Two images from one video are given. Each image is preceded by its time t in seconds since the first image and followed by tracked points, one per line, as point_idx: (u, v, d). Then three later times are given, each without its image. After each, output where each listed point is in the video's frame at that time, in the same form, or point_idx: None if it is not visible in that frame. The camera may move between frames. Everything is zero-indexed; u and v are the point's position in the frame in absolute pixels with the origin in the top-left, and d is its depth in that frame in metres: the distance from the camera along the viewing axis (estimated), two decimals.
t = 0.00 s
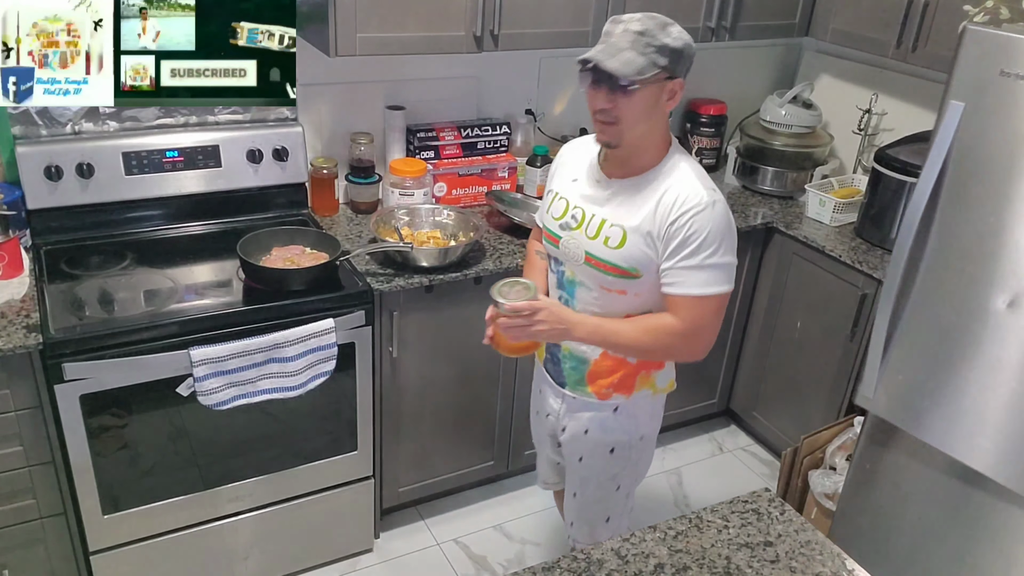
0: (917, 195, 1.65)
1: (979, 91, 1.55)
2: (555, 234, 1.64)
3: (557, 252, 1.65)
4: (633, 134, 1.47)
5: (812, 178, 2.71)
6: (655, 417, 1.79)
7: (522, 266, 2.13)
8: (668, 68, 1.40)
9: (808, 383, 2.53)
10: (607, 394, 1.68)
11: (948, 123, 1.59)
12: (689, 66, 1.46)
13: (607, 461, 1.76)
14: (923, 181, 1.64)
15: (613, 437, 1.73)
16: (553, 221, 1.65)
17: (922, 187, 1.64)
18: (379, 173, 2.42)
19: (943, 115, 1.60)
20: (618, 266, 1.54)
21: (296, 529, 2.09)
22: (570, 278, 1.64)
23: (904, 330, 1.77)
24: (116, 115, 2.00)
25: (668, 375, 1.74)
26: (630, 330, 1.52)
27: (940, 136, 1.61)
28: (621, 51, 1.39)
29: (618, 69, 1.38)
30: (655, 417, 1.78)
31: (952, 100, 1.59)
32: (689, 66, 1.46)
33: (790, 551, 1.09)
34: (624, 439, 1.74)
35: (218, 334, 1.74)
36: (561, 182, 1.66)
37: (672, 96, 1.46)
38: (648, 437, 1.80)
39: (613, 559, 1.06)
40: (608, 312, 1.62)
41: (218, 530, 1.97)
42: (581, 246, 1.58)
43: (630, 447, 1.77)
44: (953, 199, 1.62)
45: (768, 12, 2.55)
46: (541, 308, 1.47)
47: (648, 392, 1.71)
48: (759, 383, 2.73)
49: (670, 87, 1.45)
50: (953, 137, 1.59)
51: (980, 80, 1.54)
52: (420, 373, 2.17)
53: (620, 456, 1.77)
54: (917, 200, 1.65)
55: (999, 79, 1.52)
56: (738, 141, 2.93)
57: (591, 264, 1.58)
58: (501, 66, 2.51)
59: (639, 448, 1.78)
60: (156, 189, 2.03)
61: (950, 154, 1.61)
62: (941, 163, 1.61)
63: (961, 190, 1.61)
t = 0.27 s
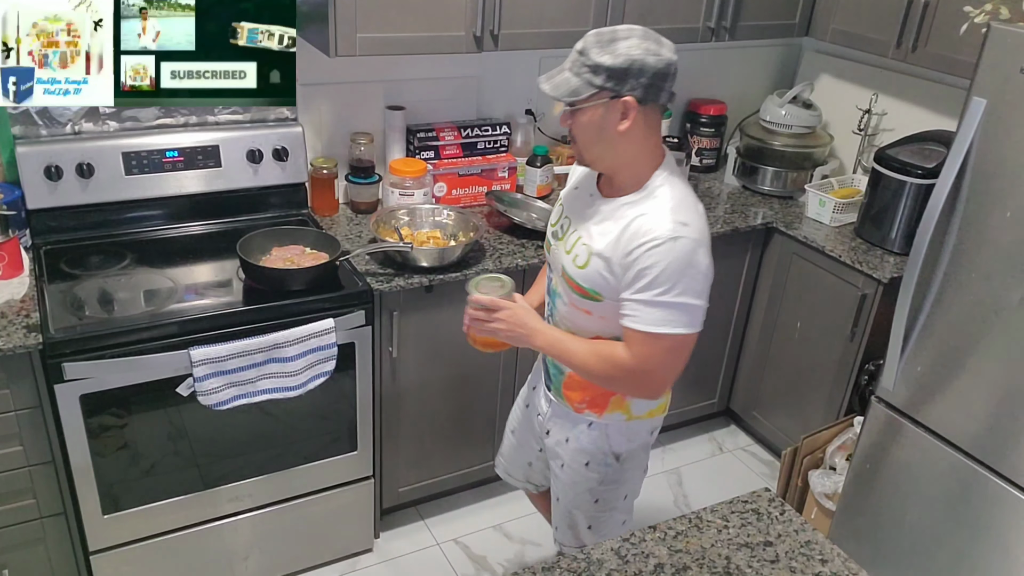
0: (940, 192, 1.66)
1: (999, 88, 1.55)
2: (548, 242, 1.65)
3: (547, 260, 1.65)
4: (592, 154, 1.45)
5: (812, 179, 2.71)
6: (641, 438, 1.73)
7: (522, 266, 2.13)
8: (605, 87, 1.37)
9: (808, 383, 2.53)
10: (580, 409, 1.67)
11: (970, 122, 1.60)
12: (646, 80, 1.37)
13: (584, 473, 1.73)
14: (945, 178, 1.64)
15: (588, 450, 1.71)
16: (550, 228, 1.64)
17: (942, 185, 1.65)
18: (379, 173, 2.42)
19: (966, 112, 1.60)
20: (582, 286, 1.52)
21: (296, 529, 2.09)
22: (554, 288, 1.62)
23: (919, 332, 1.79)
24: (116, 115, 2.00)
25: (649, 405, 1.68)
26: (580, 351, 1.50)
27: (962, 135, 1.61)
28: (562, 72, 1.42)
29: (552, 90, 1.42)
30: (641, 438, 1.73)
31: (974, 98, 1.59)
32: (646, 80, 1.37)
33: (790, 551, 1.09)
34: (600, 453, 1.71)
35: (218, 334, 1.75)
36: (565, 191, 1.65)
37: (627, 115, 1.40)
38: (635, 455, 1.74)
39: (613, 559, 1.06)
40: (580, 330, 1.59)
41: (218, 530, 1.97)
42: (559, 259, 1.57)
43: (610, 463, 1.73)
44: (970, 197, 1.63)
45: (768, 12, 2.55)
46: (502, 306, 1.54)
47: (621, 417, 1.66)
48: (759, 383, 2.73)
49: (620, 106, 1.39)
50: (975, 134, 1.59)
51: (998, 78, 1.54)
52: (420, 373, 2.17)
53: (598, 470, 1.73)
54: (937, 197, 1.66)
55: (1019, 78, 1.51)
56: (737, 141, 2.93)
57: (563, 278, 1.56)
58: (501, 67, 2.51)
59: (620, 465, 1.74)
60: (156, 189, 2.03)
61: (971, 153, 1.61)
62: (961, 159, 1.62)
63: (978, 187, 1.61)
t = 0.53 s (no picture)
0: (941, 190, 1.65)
1: (999, 87, 1.54)
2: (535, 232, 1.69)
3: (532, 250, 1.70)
4: (571, 151, 1.48)
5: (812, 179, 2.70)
6: (616, 444, 1.73)
7: (521, 266, 2.13)
8: (576, 85, 1.39)
9: (808, 383, 2.53)
10: (548, 405, 1.71)
11: (970, 122, 1.59)
12: (617, 77, 1.37)
13: (560, 476, 1.76)
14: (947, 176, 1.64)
15: (562, 453, 1.73)
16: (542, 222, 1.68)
17: (943, 184, 1.65)
18: (379, 173, 2.42)
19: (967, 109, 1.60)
20: (550, 276, 1.56)
21: (296, 529, 2.09)
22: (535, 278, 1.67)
23: (919, 330, 1.79)
24: (116, 115, 2.00)
25: (616, 409, 1.66)
26: (532, 332, 1.51)
27: (963, 134, 1.61)
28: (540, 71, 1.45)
29: (529, 90, 1.45)
30: (617, 443, 1.72)
31: (975, 96, 1.59)
32: (616, 77, 1.37)
33: (790, 551, 1.09)
34: (572, 456, 1.73)
35: (218, 334, 1.74)
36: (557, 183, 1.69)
37: (599, 111, 1.41)
38: (611, 460, 1.74)
39: (613, 559, 1.06)
40: (548, 321, 1.62)
41: (218, 530, 1.96)
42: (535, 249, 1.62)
43: (585, 467, 1.74)
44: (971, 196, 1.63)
45: (768, 12, 2.55)
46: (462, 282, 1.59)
47: (585, 418, 1.67)
48: (759, 383, 2.72)
49: (592, 103, 1.40)
50: (976, 132, 1.59)
51: (999, 77, 1.54)
52: (420, 373, 2.17)
53: (573, 473, 1.75)
54: (939, 195, 1.66)
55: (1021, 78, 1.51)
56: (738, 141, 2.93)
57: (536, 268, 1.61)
58: (500, 66, 2.51)
59: (596, 470, 1.75)
60: (156, 189, 2.03)
61: (972, 152, 1.61)
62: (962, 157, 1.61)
63: (978, 187, 1.61)
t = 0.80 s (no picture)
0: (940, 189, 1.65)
1: (999, 87, 1.54)
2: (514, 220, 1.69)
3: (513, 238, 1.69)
4: (569, 133, 1.46)
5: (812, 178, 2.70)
6: (602, 428, 1.74)
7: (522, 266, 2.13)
8: (598, 68, 1.38)
9: (808, 383, 2.53)
10: (537, 389, 1.69)
11: (970, 121, 1.60)
12: (630, 64, 1.41)
13: (548, 464, 1.77)
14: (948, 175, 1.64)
15: (549, 440, 1.74)
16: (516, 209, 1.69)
17: (943, 183, 1.64)
18: (378, 173, 2.42)
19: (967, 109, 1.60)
20: (538, 256, 1.55)
21: (296, 529, 2.09)
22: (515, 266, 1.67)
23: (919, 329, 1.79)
24: (115, 115, 2.00)
25: (603, 389, 1.68)
26: (531, 313, 1.50)
27: (963, 133, 1.61)
28: (549, 52, 1.40)
29: (540, 70, 1.40)
30: (602, 426, 1.74)
31: (975, 95, 1.59)
32: (629, 62, 1.41)
33: (790, 551, 1.09)
34: (561, 442, 1.74)
35: (217, 333, 1.74)
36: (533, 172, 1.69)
37: (611, 94, 1.43)
38: (597, 444, 1.76)
39: (613, 560, 1.06)
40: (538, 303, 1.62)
41: (218, 530, 1.97)
42: (520, 234, 1.61)
43: (571, 454, 1.75)
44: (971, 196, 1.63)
45: (768, 12, 2.55)
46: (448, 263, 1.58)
47: (575, 400, 1.67)
48: (759, 383, 2.72)
49: (606, 86, 1.41)
50: (976, 131, 1.59)
51: (998, 77, 1.54)
52: (419, 373, 2.17)
53: (561, 459, 1.76)
54: (938, 194, 1.66)
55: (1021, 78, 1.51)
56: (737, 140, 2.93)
57: (522, 251, 1.60)
58: (500, 66, 2.51)
59: (583, 455, 1.75)
60: (156, 189, 2.03)
61: (973, 151, 1.61)
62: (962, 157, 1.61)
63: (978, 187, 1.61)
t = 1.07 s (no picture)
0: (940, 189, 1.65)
1: (999, 87, 1.54)
2: (501, 217, 1.68)
3: (502, 235, 1.69)
4: (576, 119, 1.52)
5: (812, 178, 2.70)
6: (612, 403, 1.79)
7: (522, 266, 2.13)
8: (608, 58, 1.49)
9: (808, 383, 2.53)
10: (554, 374, 1.71)
11: (970, 122, 1.60)
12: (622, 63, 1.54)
13: (564, 446, 1.77)
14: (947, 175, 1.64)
15: (565, 422, 1.74)
16: (499, 205, 1.70)
17: (943, 183, 1.64)
18: (379, 173, 2.42)
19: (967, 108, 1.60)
20: (549, 245, 1.58)
21: (296, 529, 2.09)
22: (512, 259, 1.68)
23: (918, 329, 1.78)
24: (115, 115, 1.99)
25: (618, 361, 1.75)
26: (566, 299, 1.52)
27: (962, 133, 1.61)
28: (566, 40, 1.47)
29: (566, 56, 1.46)
30: (611, 402, 1.78)
31: (975, 95, 1.59)
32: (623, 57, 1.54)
33: (790, 551, 1.09)
34: (577, 422, 1.75)
35: (217, 333, 1.74)
36: (507, 170, 1.70)
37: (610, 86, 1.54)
38: (607, 422, 1.79)
39: (613, 559, 1.06)
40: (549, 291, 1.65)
41: (218, 530, 1.97)
42: (520, 227, 1.62)
43: (586, 433, 1.77)
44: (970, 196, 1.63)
45: (768, 12, 2.55)
46: (477, 269, 1.51)
47: (596, 376, 1.72)
48: (759, 383, 2.72)
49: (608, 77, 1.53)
50: (976, 131, 1.59)
51: (998, 77, 1.54)
52: (419, 373, 2.17)
53: (577, 439, 1.77)
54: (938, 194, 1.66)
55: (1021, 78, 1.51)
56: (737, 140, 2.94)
57: (528, 244, 1.62)
58: (500, 66, 2.51)
59: (597, 433, 1.78)
60: (156, 189, 2.03)
61: (972, 152, 1.61)
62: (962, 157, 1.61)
63: (977, 187, 1.61)
